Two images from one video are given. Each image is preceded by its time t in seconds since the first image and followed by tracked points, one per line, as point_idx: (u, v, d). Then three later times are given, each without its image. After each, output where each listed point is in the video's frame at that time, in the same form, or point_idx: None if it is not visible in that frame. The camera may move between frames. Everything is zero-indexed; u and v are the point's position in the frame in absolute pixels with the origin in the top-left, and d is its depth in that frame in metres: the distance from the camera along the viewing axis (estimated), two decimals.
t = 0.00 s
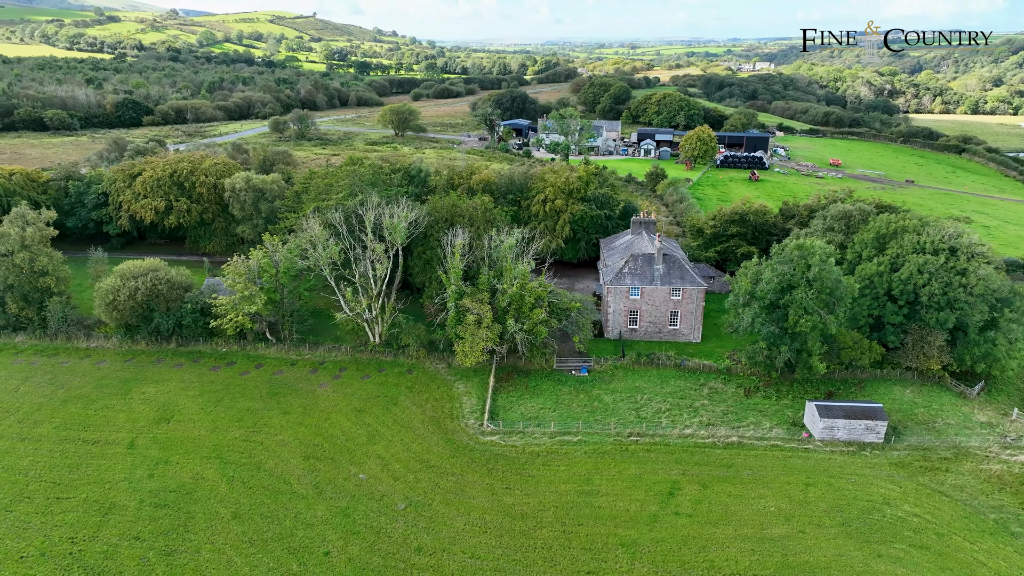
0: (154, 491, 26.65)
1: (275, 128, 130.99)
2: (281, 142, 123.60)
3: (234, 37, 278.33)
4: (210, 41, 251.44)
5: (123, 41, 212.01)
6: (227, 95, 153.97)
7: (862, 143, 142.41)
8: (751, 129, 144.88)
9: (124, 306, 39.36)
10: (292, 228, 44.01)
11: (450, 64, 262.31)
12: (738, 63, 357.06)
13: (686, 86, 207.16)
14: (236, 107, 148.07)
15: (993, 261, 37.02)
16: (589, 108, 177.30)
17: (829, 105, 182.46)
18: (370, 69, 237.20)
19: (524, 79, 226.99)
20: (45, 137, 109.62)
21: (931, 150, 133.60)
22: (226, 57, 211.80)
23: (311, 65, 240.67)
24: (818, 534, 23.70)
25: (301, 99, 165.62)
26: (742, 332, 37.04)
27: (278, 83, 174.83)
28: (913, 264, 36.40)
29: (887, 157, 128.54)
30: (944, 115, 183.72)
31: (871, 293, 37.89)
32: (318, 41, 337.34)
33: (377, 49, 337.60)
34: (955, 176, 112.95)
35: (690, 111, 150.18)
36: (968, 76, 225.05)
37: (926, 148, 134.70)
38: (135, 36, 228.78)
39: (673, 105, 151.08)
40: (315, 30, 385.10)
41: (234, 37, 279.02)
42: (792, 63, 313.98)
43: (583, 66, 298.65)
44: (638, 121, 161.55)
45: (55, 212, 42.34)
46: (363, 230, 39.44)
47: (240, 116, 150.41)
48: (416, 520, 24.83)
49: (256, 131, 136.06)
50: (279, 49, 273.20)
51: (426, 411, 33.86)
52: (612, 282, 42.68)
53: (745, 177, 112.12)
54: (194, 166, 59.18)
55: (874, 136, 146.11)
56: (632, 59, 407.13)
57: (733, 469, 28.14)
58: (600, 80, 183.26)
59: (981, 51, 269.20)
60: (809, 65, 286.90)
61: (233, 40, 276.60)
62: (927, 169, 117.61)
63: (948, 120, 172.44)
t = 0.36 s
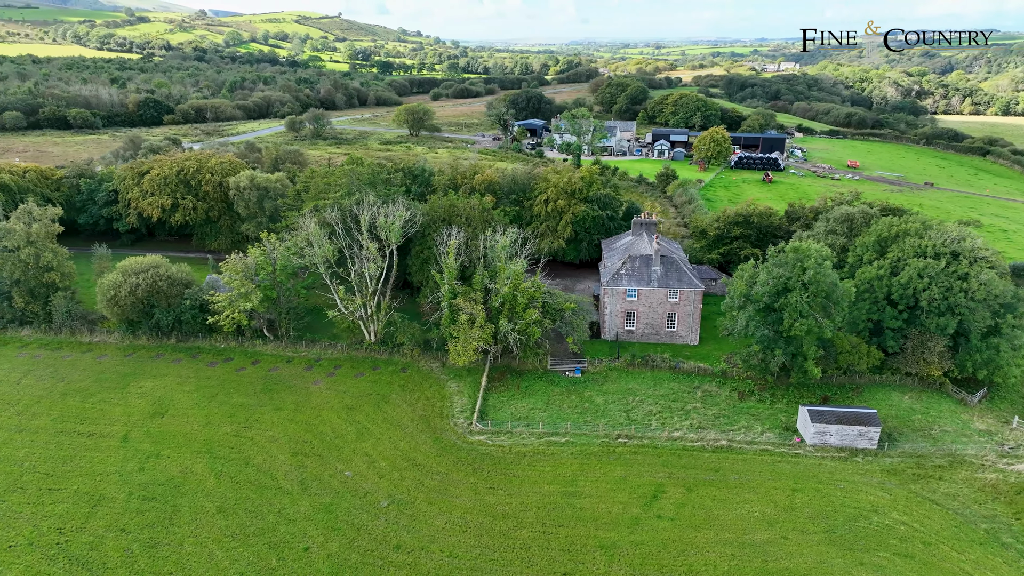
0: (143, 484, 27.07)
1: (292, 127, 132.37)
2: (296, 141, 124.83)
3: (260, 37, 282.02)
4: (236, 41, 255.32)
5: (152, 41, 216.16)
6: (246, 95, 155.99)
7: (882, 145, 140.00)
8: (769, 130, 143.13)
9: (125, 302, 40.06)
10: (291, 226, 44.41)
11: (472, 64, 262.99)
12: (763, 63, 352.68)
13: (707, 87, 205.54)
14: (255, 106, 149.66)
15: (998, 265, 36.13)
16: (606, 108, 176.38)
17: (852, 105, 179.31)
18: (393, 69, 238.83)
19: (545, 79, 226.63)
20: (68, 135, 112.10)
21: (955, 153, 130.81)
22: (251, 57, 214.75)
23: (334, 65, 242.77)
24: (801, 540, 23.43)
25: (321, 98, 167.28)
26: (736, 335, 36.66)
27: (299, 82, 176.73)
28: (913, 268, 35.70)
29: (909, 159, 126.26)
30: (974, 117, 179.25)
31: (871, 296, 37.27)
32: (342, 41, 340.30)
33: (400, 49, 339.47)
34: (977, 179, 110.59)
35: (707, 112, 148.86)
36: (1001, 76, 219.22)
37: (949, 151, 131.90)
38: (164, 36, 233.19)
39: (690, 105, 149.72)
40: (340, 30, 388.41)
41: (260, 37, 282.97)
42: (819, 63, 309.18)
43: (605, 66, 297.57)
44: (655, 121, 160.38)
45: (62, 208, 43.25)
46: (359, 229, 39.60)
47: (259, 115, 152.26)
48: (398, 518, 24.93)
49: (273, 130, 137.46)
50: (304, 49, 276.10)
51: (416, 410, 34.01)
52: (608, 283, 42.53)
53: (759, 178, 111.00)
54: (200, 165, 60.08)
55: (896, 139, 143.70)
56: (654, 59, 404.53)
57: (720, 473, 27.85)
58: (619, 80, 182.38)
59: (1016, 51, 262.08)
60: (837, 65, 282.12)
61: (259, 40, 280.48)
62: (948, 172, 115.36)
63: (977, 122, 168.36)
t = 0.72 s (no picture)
0: (133, 477, 27.51)
1: (309, 127, 133.55)
2: (313, 140, 125.89)
3: (287, 37, 285.60)
4: (264, 41, 258.83)
5: (181, 41, 220.02)
6: (267, 93, 157.60)
7: (905, 147, 137.33)
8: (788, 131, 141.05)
9: (127, 297, 40.76)
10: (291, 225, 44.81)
11: (495, 63, 263.34)
12: (791, 62, 347.58)
13: (730, 87, 203.59)
14: (275, 105, 150.76)
15: (1003, 270, 35.16)
16: (625, 108, 175.31)
17: (877, 106, 175.83)
18: (417, 69, 240.09)
19: (567, 78, 225.87)
20: (92, 133, 114.48)
21: (981, 155, 127.83)
22: (276, 57, 217.40)
23: (358, 65, 244.61)
24: (782, 547, 23.15)
25: (341, 98, 168.65)
26: (731, 338, 36.25)
27: (320, 81, 178.42)
28: (912, 272, 34.91)
29: (932, 161, 123.78)
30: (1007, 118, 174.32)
31: (869, 301, 36.58)
32: (368, 41, 342.91)
33: (425, 49, 340.82)
34: (1002, 182, 108.00)
35: (725, 112, 147.20)
36: None
37: (975, 153, 128.82)
38: (193, 36, 237.21)
39: (707, 106, 148.09)
40: (366, 30, 391.21)
41: (287, 37, 286.34)
42: (848, 63, 303.72)
43: (629, 66, 295.76)
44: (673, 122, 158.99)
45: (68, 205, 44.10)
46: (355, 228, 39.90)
47: (279, 114, 153.63)
48: (379, 515, 25.05)
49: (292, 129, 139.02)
50: (330, 49, 278.70)
51: (407, 408, 34.19)
52: (605, 284, 42.35)
53: (773, 180, 109.65)
54: (207, 163, 61.00)
55: (921, 141, 141.00)
56: (679, 58, 400.94)
57: (706, 477, 27.59)
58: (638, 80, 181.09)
59: None
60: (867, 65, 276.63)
61: (286, 40, 283.99)
62: (972, 175, 112.85)
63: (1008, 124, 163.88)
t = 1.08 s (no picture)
0: (125, 470, 27.97)
1: (325, 126, 134.78)
2: (329, 139, 127.10)
3: (312, 37, 288.80)
4: (290, 41, 262.06)
5: (208, 41, 223.69)
6: (287, 92, 158.96)
7: (929, 149, 134.49)
8: (808, 132, 139.00)
9: (129, 293, 41.53)
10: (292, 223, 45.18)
11: (518, 63, 263.28)
12: (818, 62, 342.11)
13: (753, 88, 201.30)
14: (295, 105, 152.10)
15: (1008, 275, 34.26)
16: (643, 108, 174.02)
17: (903, 108, 172.23)
18: (439, 68, 241.01)
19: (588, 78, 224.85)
20: (115, 132, 116.82)
21: (1008, 158, 124.65)
22: (300, 56, 219.91)
23: (381, 64, 246.15)
24: (763, 553, 22.91)
25: (360, 97, 170.01)
26: (725, 341, 35.87)
27: (340, 80, 179.88)
28: (912, 276, 34.25)
29: (955, 164, 121.07)
30: None
31: (869, 305, 35.98)
32: (392, 41, 345.21)
33: (449, 49, 341.72)
34: None
35: (742, 113, 145.52)
36: None
37: (1002, 156, 125.55)
38: (220, 36, 240.93)
39: (725, 106, 146.41)
40: (390, 30, 393.61)
41: (313, 37, 289.61)
42: (878, 63, 297.67)
43: (652, 66, 293.65)
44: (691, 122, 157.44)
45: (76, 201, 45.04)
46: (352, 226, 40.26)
47: (299, 113, 155.23)
48: (361, 512, 25.21)
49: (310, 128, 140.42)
50: (355, 49, 281.10)
51: (398, 406, 34.36)
52: (601, 285, 42.21)
53: (789, 182, 108.18)
54: (214, 162, 62.01)
55: (945, 143, 138.00)
56: (703, 58, 396.82)
57: (692, 481, 27.35)
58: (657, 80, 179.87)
59: None
60: (897, 65, 270.87)
61: (312, 40, 287.11)
62: (997, 178, 110.17)
63: None
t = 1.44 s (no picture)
0: (117, 462, 28.45)
1: (343, 125, 135.95)
2: (345, 139, 128.18)
3: (339, 37, 291.79)
4: (316, 41, 265.20)
5: (236, 41, 227.21)
6: (308, 92, 160.27)
7: (955, 152, 131.57)
8: (828, 134, 136.78)
9: (133, 289, 42.35)
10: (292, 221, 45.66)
11: (543, 63, 262.99)
12: (847, 62, 336.07)
13: (778, 88, 198.70)
14: (315, 105, 153.36)
15: (1012, 281, 33.34)
16: (662, 109, 172.84)
17: (931, 109, 168.41)
18: (464, 68, 241.78)
19: (611, 78, 223.65)
20: (138, 130, 119.08)
21: None
22: (326, 56, 222.21)
23: (405, 64, 247.61)
24: (742, 560, 22.68)
25: (380, 97, 171.14)
26: (719, 344, 35.50)
27: (361, 80, 181.27)
28: (911, 281, 33.54)
29: (980, 167, 118.37)
30: None
31: (867, 310, 35.30)
32: (418, 40, 347.32)
33: (475, 49, 342.39)
34: None
35: (761, 114, 143.64)
36: None
37: None
38: (248, 36, 244.56)
39: (745, 107, 144.71)
40: (417, 30, 395.63)
41: (339, 37, 292.61)
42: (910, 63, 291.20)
43: (677, 66, 291.24)
44: (710, 123, 155.87)
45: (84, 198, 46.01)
46: (350, 225, 40.54)
47: (319, 112, 156.72)
48: (344, 509, 25.41)
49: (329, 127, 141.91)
50: (381, 49, 283.39)
51: (389, 405, 34.57)
52: (598, 287, 42.06)
53: (804, 184, 106.60)
54: (221, 160, 63.25)
55: (972, 146, 134.92)
56: (729, 58, 392.45)
57: (676, 485, 27.15)
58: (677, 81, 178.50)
59: None
60: (930, 65, 264.70)
61: (339, 40, 289.95)
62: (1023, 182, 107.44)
63: None
